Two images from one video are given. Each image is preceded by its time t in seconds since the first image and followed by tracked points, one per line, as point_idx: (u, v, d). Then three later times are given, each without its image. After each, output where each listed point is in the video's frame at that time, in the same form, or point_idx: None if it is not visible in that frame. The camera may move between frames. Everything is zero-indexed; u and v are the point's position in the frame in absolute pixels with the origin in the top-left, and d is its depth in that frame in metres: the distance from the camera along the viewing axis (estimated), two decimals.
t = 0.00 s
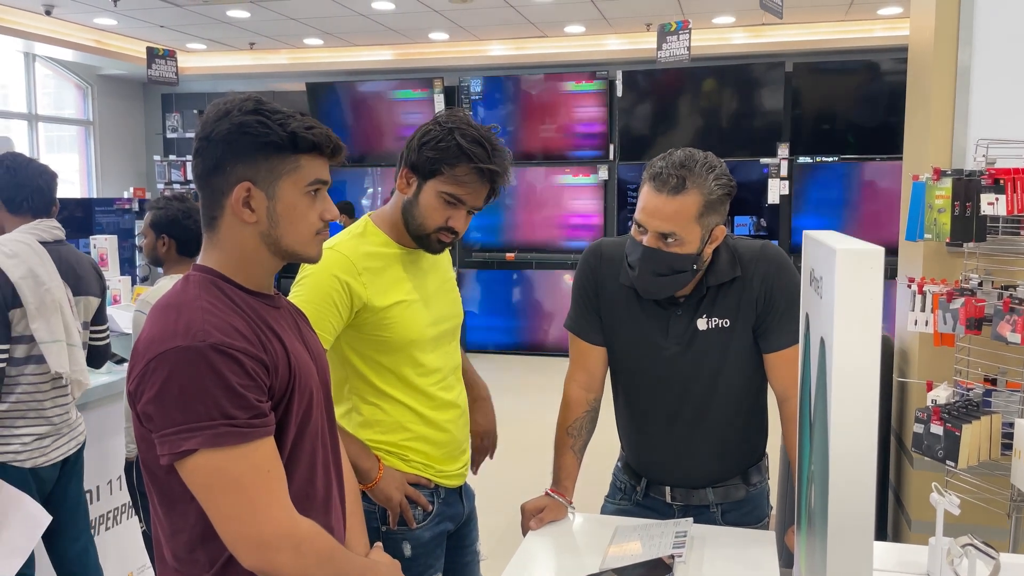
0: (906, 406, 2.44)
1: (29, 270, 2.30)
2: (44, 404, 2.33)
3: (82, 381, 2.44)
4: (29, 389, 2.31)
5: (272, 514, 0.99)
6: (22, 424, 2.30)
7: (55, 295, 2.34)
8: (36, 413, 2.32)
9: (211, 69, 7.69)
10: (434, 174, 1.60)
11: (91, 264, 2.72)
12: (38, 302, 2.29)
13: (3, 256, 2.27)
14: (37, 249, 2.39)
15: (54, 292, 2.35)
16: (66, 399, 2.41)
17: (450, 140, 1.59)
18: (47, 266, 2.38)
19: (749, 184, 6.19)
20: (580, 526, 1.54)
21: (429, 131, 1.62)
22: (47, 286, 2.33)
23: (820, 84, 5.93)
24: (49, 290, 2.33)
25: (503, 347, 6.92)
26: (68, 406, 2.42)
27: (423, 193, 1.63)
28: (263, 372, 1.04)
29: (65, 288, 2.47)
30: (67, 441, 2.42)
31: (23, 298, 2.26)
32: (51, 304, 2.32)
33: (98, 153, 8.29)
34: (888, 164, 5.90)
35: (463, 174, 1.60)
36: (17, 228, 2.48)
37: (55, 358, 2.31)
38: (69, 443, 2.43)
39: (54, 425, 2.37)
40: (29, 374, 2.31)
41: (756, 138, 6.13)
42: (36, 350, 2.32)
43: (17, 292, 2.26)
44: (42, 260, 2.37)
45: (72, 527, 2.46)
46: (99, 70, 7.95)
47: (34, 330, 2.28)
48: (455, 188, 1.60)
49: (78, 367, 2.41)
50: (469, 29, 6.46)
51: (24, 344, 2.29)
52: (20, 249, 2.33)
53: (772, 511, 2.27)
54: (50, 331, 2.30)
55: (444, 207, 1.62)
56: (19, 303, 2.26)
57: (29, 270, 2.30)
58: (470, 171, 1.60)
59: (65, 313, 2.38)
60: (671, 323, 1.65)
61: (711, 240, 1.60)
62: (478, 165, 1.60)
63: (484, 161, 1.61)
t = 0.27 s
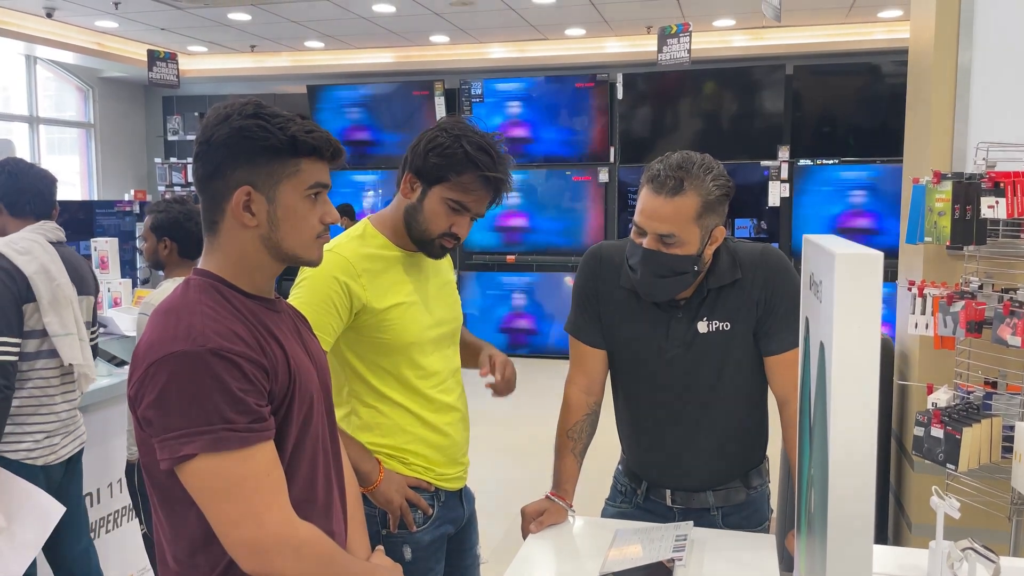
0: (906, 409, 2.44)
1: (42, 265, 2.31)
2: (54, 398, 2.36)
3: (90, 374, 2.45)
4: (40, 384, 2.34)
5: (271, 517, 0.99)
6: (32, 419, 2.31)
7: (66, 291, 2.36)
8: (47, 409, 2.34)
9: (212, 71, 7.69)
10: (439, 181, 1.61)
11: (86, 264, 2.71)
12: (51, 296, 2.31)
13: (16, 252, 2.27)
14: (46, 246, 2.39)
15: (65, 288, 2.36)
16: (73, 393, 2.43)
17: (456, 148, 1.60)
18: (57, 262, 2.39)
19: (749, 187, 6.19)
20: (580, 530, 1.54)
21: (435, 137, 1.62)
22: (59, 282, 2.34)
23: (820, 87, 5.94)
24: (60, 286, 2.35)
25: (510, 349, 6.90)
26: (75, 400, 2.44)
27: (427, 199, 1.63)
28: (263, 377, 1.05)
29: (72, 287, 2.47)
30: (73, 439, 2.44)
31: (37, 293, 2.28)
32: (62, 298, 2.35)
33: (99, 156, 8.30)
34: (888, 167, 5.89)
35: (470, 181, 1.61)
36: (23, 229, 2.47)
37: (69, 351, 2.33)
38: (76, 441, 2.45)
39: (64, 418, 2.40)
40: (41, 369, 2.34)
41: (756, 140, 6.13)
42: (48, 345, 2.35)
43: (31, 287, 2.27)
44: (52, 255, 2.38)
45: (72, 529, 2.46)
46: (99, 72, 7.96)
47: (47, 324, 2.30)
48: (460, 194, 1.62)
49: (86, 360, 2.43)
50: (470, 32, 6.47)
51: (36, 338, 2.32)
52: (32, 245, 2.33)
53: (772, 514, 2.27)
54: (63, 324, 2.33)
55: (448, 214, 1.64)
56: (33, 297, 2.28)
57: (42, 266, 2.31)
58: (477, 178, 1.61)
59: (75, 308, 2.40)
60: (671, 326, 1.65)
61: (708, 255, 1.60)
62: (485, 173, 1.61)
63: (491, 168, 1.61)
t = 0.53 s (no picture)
0: (905, 411, 2.44)
1: (45, 261, 2.31)
2: (60, 392, 2.36)
3: (94, 368, 2.44)
4: (46, 378, 2.33)
5: (271, 518, 0.99)
6: (38, 413, 2.31)
7: (70, 284, 2.36)
8: (54, 404, 2.34)
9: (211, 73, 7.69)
10: (448, 193, 1.61)
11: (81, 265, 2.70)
12: (55, 290, 2.31)
13: (19, 249, 2.26)
14: (48, 244, 2.39)
15: (68, 282, 2.36)
16: (77, 387, 2.42)
17: (468, 160, 1.59)
18: (58, 259, 2.39)
19: (749, 188, 6.19)
20: (579, 532, 1.54)
21: (446, 147, 1.60)
22: (62, 276, 2.35)
23: (819, 89, 5.95)
24: (63, 280, 2.35)
25: (517, 351, 6.89)
26: (80, 394, 2.43)
27: (433, 211, 1.63)
28: (262, 378, 1.04)
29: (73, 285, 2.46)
30: (79, 437, 2.44)
31: (42, 287, 2.27)
32: (66, 293, 2.35)
33: (98, 157, 8.30)
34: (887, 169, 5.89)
35: (478, 194, 1.61)
36: (21, 229, 2.45)
37: (76, 343, 2.34)
38: (80, 439, 2.45)
39: (70, 412, 2.39)
40: (47, 363, 2.34)
41: (755, 142, 6.14)
42: (53, 339, 2.35)
43: (36, 281, 2.27)
44: (53, 252, 2.38)
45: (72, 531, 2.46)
46: (98, 74, 7.95)
47: (52, 318, 2.30)
48: (467, 205, 1.62)
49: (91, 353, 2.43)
50: (469, 34, 6.47)
51: (41, 333, 2.31)
52: (35, 243, 2.33)
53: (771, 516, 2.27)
54: (68, 317, 2.33)
55: (454, 224, 1.65)
56: (38, 291, 2.28)
57: (45, 262, 2.31)
58: (487, 191, 1.62)
59: (77, 303, 2.40)
60: (669, 327, 1.65)
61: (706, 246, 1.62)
62: (495, 186, 1.62)
63: (500, 181, 1.62)
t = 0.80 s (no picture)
0: (903, 412, 2.44)
1: (42, 260, 2.30)
2: (57, 390, 2.35)
3: (91, 366, 2.44)
4: (43, 376, 2.33)
5: (266, 519, 0.99)
6: (36, 411, 2.30)
7: (66, 282, 2.36)
8: (51, 402, 2.33)
9: (210, 75, 7.69)
10: (449, 200, 1.61)
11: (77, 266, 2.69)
12: (52, 288, 2.31)
13: (15, 248, 2.26)
14: (45, 243, 2.39)
15: (64, 280, 2.36)
16: (75, 385, 2.42)
17: (468, 168, 1.59)
18: (55, 259, 2.39)
19: (747, 190, 6.19)
20: (576, 534, 1.54)
21: (447, 155, 1.60)
22: (59, 274, 2.34)
23: (817, 90, 5.95)
24: (60, 278, 2.34)
25: (516, 353, 6.89)
26: (78, 392, 2.43)
27: (432, 221, 1.63)
28: (258, 378, 1.04)
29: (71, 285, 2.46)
30: (77, 437, 2.43)
31: (40, 285, 2.27)
32: (62, 291, 2.35)
33: (96, 159, 8.29)
34: (885, 171, 5.90)
35: (478, 202, 1.61)
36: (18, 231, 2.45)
37: (73, 341, 2.34)
38: (78, 439, 2.43)
39: (67, 410, 2.38)
40: (44, 361, 2.33)
41: (754, 144, 6.15)
42: (50, 337, 2.34)
43: (33, 280, 2.27)
44: (49, 251, 2.38)
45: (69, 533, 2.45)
46: (97, 75, 7.95)
47: (49, 316, 2.30)
48: (466, 213, 1.62)
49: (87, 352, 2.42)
50: (467, 35, 6.48)
51: (39, 331, 2.31)
52: (32, 242, 2.33)
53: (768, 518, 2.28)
54: (65, 315, 2.33)
55: (453, 231, 1.65)
56: (35, 289, 2.28)
57: (42, 260, 2.30)
58: (486, 199, 1.61)
59: (74, 303, 2.40)
60: (666, 329, 1.65)
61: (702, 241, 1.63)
62: (495, 195, 1.62)
63: (501, 190, 1.62)
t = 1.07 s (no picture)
0: (901, 414, 2.44)
1: (36, 260, 2.30)
2: (51, 390, 2.35)
3: (86, 367, 2.44)
4: (38, 377, 2.32)
5: (259, 522, 0.99)
6: (30, 411, 2.30)
7: (61, 282, 2.35)
8: (45, 403, 2.32)
9: (208, 75, 7.69)
10: (449, 204, 1.60)
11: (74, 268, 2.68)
12: (46, 289, 2.30)
13: (10, 248, 2.26)
14: (41, 244, 2.39)
15: (59, 281, 2.35)
16: (69, 386, 2.41)
17: (469, 172, 1.59)
18: (51, 259, 2.39)
19: (745, 191, 6.19)
20: (572, 536, 1.54)
21: (450, 159, 1.59)
22: (54, 275, 2.34)
23: (815, 91, 5.95)
24: (55, 279, 2.34)
25: (513, 354, 6.89)
26: (72, 394, 2.42)
27: (431, 224, 1.63)
28: (251, 381, 1.04)
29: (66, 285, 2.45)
30: (71, 438, 2.42)
31: (34, 285, 2.27)
32: (57, 291, 2.34)
33: (94, 159, 8.28)
34: (883, 172, 5.91)
35: (478, 207, 1.61)
36: (14, 232, 2.45)
37: (67, 341, 2.33)
38: (72, 440, 2.42)
39: (61, 411, 2.38)
40: (39, 361, 2.32)
41: (752, 145, 6.15)
42: (45, 337, 2.33)
43: (27, 280, 2.26)
44: (45, 252, 2.38)
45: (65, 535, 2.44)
46: (95, 76, 7.94)
47: (43, 316, 2.30)
48: (466, 218, 1.62)
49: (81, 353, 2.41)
50: (465, 36, 6.47)
51: (33, 331, 2.30)
52: (28, 242, 2.32)
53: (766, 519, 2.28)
54: (60, 315, 2.33)
55: (451, 235, 1.65)
56: (29, 290, 2.27)
57: (37, 261, 2.30)
58: (486, 204, 1.61)
59: (69, 304, 2.39)
60: (662, 330, 1.65)
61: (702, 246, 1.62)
62: (495, 201, 1.61)
63: (501, 196, 1.62)
